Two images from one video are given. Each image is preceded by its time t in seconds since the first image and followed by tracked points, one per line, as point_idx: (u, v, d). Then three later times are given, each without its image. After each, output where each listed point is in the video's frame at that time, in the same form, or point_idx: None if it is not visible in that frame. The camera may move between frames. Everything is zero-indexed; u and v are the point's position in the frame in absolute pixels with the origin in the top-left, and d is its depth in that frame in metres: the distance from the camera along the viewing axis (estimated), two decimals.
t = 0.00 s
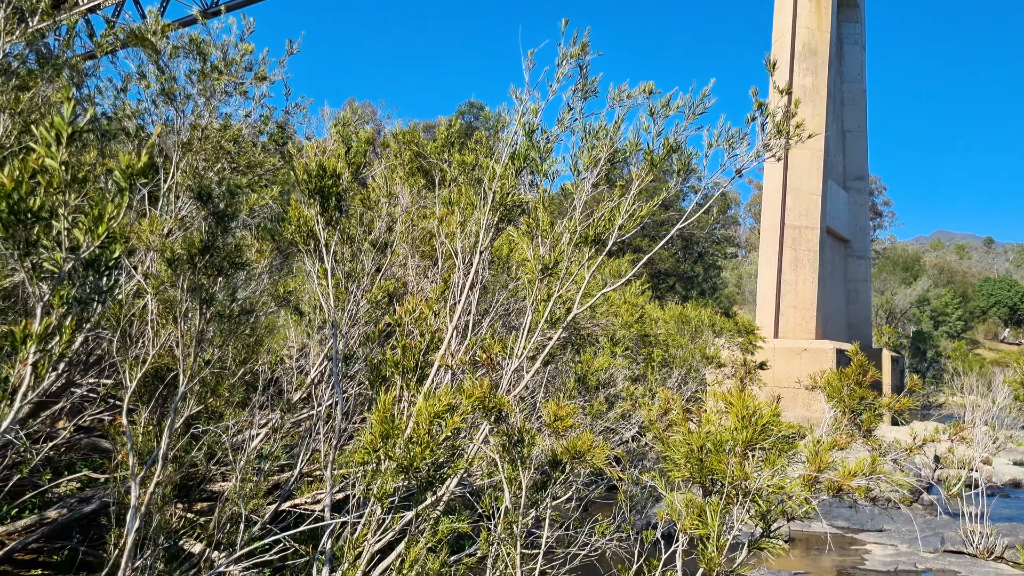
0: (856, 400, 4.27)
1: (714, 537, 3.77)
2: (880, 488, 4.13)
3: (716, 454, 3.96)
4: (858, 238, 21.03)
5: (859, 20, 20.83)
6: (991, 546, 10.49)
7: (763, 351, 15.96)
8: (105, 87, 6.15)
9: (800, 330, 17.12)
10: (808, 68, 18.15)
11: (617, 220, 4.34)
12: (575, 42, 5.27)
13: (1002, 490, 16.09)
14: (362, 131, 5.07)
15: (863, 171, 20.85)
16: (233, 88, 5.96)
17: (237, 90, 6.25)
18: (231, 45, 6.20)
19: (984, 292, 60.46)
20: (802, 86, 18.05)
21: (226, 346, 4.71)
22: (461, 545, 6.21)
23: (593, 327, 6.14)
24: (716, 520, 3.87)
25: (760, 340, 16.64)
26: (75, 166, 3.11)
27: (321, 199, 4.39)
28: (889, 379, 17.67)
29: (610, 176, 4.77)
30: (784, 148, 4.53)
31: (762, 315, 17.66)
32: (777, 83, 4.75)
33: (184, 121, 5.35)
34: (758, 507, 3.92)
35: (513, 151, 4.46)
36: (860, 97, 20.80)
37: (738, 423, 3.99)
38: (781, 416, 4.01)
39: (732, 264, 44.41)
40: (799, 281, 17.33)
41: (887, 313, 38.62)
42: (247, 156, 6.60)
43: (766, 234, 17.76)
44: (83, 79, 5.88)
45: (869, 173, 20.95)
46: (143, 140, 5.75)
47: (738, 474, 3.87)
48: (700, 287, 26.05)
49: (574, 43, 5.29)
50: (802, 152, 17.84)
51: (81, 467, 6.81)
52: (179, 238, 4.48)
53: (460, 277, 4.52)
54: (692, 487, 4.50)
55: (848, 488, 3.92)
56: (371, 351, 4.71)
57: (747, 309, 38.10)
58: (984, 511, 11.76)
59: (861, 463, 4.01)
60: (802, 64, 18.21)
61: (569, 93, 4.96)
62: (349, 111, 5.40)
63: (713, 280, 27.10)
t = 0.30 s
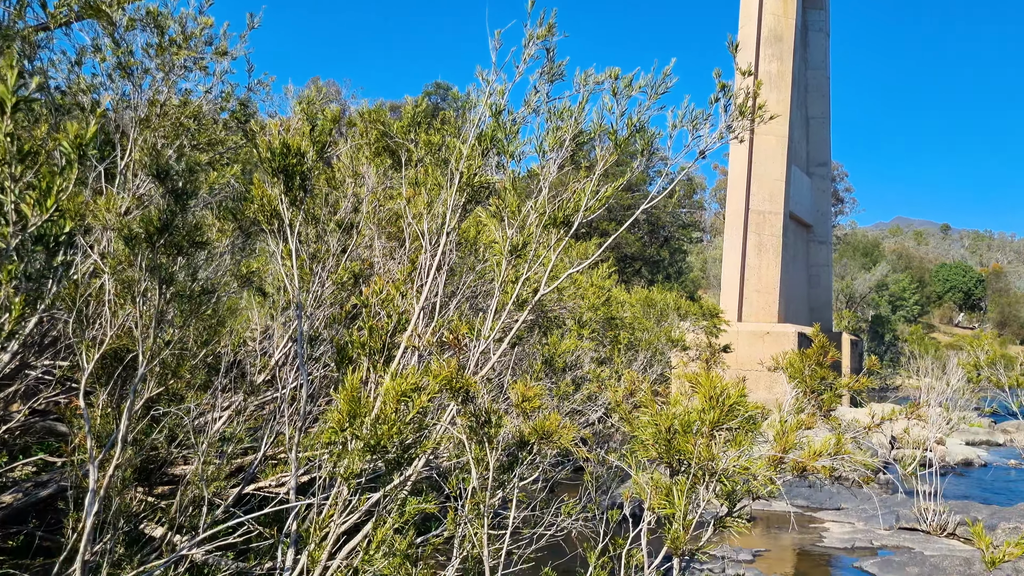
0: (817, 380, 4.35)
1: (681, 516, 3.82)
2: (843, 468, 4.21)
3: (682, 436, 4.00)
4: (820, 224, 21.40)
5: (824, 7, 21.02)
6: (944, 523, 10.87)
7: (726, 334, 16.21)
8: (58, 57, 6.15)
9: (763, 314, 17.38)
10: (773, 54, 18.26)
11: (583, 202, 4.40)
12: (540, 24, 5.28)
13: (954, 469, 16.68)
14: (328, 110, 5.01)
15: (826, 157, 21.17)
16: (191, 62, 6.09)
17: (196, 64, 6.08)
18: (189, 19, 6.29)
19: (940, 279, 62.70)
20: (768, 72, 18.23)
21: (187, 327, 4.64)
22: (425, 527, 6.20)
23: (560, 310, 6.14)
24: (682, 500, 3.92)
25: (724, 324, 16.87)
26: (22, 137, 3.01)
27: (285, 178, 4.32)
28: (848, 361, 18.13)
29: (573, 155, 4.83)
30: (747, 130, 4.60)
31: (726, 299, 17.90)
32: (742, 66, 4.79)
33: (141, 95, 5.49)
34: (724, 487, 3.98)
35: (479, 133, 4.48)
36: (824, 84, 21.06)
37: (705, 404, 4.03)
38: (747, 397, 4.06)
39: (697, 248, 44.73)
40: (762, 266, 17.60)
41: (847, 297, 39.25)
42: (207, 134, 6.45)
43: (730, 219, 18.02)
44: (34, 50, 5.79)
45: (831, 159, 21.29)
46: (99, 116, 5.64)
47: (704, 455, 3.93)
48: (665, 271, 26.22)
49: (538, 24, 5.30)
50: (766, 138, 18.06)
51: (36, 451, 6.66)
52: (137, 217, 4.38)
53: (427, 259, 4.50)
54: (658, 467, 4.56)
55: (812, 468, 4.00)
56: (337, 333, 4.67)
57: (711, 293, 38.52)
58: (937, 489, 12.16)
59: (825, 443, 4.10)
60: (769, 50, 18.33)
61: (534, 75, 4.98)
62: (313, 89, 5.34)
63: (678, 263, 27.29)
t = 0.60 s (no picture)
0: (770, 364, 4.43)
1: (637, 496, 3.88)
2: (794, 448, 4.31)
3: (640, 419, 4.05)
4: (776, 212, 21.75)
5: None
6: (892, 503, 11.23)
7: (685, 320, 16.43)
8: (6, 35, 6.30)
9: (721, 301, 17.63)
10: (733, 43, 18.53)
11: (542, 186, 4.45)
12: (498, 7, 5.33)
13: (904, 452, 17.21)
14: (285, 91, 4.95)
15: (783, 146, 21.51)
16: (142, 39, 6.14)
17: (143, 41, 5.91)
18: None
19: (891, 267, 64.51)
20: (727, 61, 18.48)
21: (137, 311, 4.55)
22: (382, 512, 6.17)
23: (521, 296, 6.13)
24: (639, 481, 3.99)
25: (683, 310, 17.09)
26: None
27: (240, 159, 4.24)
28: (802, 347, 18.57)
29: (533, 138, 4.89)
30: (703, 116, 4.69)
31: (685, 286, 18.13)
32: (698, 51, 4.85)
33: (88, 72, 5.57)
34: (680, 468, 4.06)
35: (439, 116, 4.50)
36: (781, 73, 21.34)
37: (662, 387, 4.08)
38: (702, 380, 4.14)
39: (657, 235, 44.98)
40: (720, 253, 17.89)
41: (800, 285, 39.25)
42: (158, 113, 6.31)
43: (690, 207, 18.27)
44: None
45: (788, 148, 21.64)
46: (44, 93, 5.55)
47: (661, 437, 3.99)
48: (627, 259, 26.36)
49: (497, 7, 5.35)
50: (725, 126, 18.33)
51: None
52: (84, 198, 4.27)
53: (386, 243, 4.49)
54: (616, 450, 4.61)
55: (764, 449, 4.11)
56: (294, 318, 4.61)
57: (670, 280, 38.84)
58: (885, 470, 12.53)
59: (777, 425, 4.21)
60: (728, 39, 18.57)
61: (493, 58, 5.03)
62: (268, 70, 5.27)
63: (639, 251, 27.42)
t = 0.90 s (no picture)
0: (720, 350, 4.50)
1: (588, 480, 3.93)
2: (741, 432, 4.39)
3: (592, 403, 4.09)
4: (729, 202, 22.09)
5: None
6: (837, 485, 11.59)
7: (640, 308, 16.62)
8: None
9: (675, 290, 17.88)
10: (687, 33, 18.69)
11: (497, 172, 4.45)
12: None
13: (849, 437, 17.73)
14: (234, 71, 4.86)
15: (736, 136, 21.83)
16: (81, 14, 6.11)
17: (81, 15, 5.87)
18: None
19: (839, 257, 66.27)
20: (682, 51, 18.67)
21: (79, 297, 4.42)
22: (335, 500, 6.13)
23: (476, 283, 6.11)
24: (591, 465, 4.04)
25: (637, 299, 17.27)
26: None
27: (187, 141, 4.12)
28: (753, 335, 18.97)
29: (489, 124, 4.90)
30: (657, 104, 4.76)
31: (639, 274, 18.31)
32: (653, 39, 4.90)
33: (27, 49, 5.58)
34: (631, 451, 4.12)
35: (393, 100, 4.46)
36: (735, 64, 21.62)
37: (614, 371, 4.12)
38: (654, 365, 4.19)
39: (613, 224, 45.25)
40: (674, 241, 18.12)
41: (752, 273, 40.23)
42: (100, 92, 6.14)
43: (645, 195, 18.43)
44: None
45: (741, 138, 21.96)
46: None
47: (613, 421, 4.05)
48: (583, 247, 26.35)
49: None
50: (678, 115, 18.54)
51: None
52: (21, 179, 4.13)
53: (339, 229, 4.43)
54: (569, 436, 4.64)
55: (713, 432, 4.19)
56: (244, 304, 4.53)
57: (625, 268, 39.16)
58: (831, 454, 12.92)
59: (726, 409, 4.29)
60: (683, 29, 18.70)
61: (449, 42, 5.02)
62: (216, 49, 5.15)
63: (594, 239, 27.43)
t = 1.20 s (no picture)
0: (671, 339, 4.53)
1: (539, 468, 3.93)
2: (692, 420, 4.42)
3: (543, 392, 4.08)
4: (682, 194, 22.41)
5: None
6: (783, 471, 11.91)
7: (593, 299, 16.80)
8: None
9: (627, 280, 18.07)
10: (641, 26, 18.91)
11: (450, 160, 4.42)
12: None
13: (795, 424, 18.25)
14: (178, 53, 4.76)
15: (688, 129, 22.13)
16: None
17: None
18: None
19: (788, 249, 67.96)
20: (636, 43, 18.88)
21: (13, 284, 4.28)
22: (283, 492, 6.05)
23: (429, 272, 6.08)
24: (543, 454, 4.04)
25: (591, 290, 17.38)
26: None
27: (127, 124, 4.00)
28: (704, 325, 19.31)
29: (442, 112, 4.89)
30: (608, 95, 4.82)
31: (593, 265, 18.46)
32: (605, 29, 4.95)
33: None
34: (582, 439, 4.12)
35: (345, 84, 4.41)
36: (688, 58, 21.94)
37: (567, 360, 4.12)
38: (606, 354, 4.21)
39: (568, 215, 45.53)
40: (627, 232, 18.30)
41: (703, 264, 40.38)
42: (35, 71, 5.92)
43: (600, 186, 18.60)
44: None
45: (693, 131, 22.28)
46: None
47: (564, 409, 4.06)
48: (538, 237, 26.41)
49: None
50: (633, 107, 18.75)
51: None
52: None
53: (287, 215, 4.37)
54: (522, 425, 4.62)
55: (663, 420, 4.21)
56: (188, 293, 4.43)
57: (579, 259, 39.42)
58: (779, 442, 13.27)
59: (677, 397, 4.33)
60: (637, 22, 18.96)
61: (401, 28, 5.01)
62: (159, 29, 5.03)
63: (549, 230, 27.50)
